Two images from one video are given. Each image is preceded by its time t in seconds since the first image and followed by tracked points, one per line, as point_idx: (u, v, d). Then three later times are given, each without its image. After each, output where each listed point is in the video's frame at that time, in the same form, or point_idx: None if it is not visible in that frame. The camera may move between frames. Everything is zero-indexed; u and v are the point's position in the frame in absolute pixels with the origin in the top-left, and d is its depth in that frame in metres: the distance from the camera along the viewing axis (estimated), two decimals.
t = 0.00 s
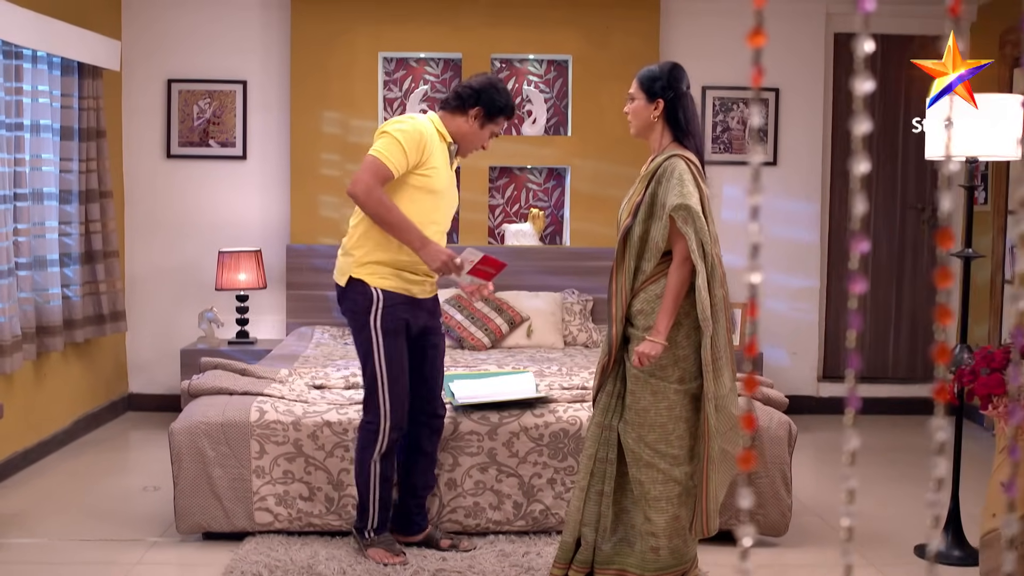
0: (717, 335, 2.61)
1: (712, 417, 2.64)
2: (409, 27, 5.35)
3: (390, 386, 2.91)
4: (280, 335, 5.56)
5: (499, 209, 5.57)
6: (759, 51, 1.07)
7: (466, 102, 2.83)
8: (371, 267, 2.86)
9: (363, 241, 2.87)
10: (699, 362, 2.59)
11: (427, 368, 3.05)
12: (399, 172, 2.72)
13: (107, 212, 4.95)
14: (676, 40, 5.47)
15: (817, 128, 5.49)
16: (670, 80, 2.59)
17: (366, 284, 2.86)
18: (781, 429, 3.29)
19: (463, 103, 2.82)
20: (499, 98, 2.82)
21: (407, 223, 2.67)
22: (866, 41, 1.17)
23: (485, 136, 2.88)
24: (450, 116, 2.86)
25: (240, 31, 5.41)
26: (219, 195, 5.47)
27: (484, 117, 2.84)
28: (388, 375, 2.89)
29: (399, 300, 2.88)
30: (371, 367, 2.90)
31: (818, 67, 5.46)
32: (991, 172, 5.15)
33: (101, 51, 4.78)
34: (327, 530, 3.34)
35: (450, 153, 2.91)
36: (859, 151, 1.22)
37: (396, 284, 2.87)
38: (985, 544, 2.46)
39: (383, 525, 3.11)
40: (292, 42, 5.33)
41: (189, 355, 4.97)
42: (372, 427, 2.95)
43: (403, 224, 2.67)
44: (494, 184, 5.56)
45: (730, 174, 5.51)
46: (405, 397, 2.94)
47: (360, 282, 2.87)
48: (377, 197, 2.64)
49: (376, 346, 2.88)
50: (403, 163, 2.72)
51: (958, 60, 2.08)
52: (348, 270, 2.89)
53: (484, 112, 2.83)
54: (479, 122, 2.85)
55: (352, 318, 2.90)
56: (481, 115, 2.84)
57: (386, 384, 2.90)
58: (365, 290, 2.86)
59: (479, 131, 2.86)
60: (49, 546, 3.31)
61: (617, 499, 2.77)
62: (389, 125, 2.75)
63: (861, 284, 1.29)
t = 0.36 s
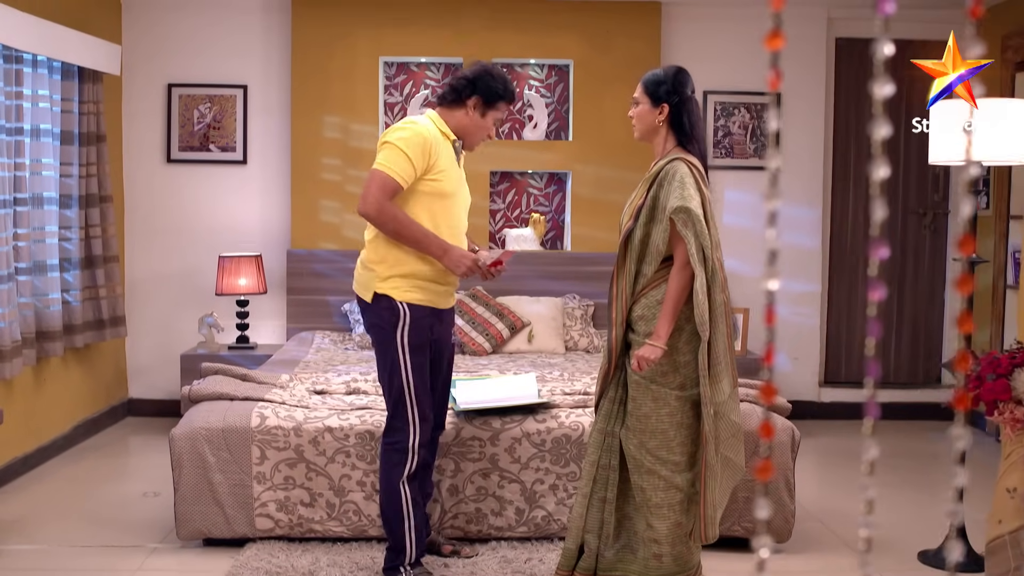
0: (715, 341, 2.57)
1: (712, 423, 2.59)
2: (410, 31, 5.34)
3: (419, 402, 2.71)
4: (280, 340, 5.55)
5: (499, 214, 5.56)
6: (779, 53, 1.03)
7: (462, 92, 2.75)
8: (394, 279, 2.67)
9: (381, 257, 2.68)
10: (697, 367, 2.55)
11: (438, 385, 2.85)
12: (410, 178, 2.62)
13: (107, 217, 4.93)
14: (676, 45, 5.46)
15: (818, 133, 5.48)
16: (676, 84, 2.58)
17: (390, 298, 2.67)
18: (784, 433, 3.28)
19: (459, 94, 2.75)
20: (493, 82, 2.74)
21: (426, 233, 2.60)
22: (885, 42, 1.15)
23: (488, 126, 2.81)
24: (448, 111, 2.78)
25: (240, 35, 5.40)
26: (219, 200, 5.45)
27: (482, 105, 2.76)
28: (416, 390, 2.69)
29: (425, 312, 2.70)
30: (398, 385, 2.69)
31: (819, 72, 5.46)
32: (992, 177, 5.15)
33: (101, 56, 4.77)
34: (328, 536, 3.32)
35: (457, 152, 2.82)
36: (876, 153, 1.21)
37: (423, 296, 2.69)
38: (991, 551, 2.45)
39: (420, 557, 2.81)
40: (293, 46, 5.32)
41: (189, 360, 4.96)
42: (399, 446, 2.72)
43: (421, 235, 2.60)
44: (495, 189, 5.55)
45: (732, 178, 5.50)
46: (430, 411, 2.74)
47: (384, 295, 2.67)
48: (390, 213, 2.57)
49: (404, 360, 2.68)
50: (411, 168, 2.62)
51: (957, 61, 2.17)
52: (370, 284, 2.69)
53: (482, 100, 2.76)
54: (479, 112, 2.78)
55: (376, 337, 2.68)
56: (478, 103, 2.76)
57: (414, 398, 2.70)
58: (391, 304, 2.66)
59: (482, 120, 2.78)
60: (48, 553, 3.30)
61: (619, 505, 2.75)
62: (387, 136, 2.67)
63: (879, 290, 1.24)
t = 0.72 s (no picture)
0: (716, 343, 2.55)
1: (714, 427, 2.58)
2: (411, 33, 5.33)
3: (432, 418, 2.69)
4: (280, 343, 5.54)
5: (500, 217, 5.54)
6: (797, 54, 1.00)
7: (430, 80, 2.66)
8: (422, 289, 2.65)
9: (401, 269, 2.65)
10: (701, 371, 2.54)
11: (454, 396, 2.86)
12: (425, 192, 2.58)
13: (107, 219, 4.92)
14: (677, 48, 5.45)
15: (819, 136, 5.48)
16: (682, 87, 2.57)
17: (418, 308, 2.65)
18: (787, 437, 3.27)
19: (427, 85, 2.66)
20: (452, 56, 2.59)
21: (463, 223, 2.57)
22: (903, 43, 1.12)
23: (468, 101, 2.64)
24: (427, 102, 2.68)
25: (241, 38, 5.39)
26: (219, 203, 5.44)
27: (453, 82, 2.62)
28: (432, 404, 2.68)
29: (452, 321, 2.71)
30: (415, 394, 2.66)
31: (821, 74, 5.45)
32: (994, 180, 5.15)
33: (101, 58, 4.76)
34: (329, 540, 3.31)
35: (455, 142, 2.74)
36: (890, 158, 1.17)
37: (448, 302, 2.69)
38: (996, 556, 2.43)
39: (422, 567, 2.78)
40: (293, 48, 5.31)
41: (189, 363, 4.94)
42: (406, 457, 2.70)
43: (460, 229, 2.57)
44: (495, 192, 5.51)
45: (733, 181, 5.49)
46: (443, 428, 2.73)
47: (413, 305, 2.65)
48: (424, 233, 2.54)
49: (425, 373, 2.65)
50: (422, 181, 2.57)
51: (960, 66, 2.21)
52: (397, 293, 2.65)
53: (449, 79, 2.62)
54: (451, 91, 2.63)
55: (398, 344, 2.65)
56: (448, 81, 2.63)
57: (429, 413, 2.68)
58: (419, 314, 2.64)
59: (456, 96, 2.63)
60: (48, 557, 3.28)
61: (622, 510, 2.73)
62: (383, 158, 2.61)
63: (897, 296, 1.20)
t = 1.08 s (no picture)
0: (722, 347, 2.54)
1: (718, 431, 2.56)
2: (410, 36, 5.32)
3: (436, 422, 2.68)
4: (279, 346, 5.52)
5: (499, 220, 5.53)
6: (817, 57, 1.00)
7: (433, 85, 2.66)
8: (428, 294, 2.63)
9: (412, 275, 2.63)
10: (705, 375, 2.53)
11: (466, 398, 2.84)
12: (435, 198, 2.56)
13: (105, 223, 4.91)
14: (677, 51, 5.44)
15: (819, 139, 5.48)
16: (688, 90, 2.56)
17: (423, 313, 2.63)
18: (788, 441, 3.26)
19: (431, 89, 2.67)
20: (452, 58, 2.58)
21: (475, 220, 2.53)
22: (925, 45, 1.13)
23: (469, 103, 2.61)
24: (432, 107, 2.68)
25: (240, 40, 5.38)
26: (218, 206, 5.43)
27: (452, 83, 2.61)
28: (435, 411, 2.66)
29: (459, 327, 2.68)
30: (417, 400, 2.65)
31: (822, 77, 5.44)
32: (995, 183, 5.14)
33: (100, 60, 4.75)
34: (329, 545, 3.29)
35: (462, 147, 2.74)
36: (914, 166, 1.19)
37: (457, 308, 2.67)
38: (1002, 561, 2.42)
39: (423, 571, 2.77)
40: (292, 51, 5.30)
41: (187, 367, 4.93)
42: (410, 462, 2.68)
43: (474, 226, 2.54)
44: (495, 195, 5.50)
45: (733, 184, 5.48)
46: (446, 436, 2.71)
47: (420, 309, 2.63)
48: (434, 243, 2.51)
49: (429, 378, 2.64)
50: (430, 189, 2.56)
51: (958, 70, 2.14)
52: (404, 297, 2.63)
53: (448, 81, 2.61)
54: (452, 93, 2.62)
55: (404, 348, 2.64)
56: (448, 83, 2.62)
57: (432, 420, 2.67)
58: (425, 319, 2.62)
59: (456, 99, 2.62)
60: (47, 561, 3.27)
61: (624, 515, 2.72)
62: (386, 171, 2.60)
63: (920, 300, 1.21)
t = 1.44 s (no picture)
0: (725, 350, 2.53)
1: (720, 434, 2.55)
2: (408, 38, 5.30)
3: (454, 424, 2.66)
4: (276, 348, 5.50)
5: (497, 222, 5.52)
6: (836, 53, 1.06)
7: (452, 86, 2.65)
8: (444, 293, 2.63)
9: (426, 274, 2.65)
10: (707, 378, 2.52)
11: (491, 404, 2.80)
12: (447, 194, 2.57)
13: (101, 224, 4.88)
14: (675, 52, 5.43)
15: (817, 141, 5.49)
16: (689, 92, 2.55)
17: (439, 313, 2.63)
18: (788, 444, 3.24)
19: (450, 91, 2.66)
20: (469, 61, 2.57)
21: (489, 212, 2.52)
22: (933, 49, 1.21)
23: (487, 106, 2.60)
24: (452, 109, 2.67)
25: (237, 42, 5.36)
26: (215, 207, 5.41)
27: (469, 85, 2.60)
28: (455, 411, 2.65)
29: (479, 328, 2.66)
30: (437, 397, 2.64)
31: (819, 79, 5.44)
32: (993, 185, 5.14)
33: (96, 62, 4.73)
34: (327, 548, 3.28)
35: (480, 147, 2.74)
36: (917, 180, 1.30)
37: (475, 307, 2.65)
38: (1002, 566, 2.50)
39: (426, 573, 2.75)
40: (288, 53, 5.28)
41: (184, 369, 4.91)
42: (428, 461, 2.67)
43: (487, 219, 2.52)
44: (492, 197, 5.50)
45: (731, 186, 5.48)
46: (465, 436, 2.68)
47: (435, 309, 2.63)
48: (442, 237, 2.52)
49: (446, 378, 2.63)
50: (442, 186, 2.57)
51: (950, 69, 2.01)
52: (420, 297, 2.66)
53: (466, 82, 2.60)
54: (469, 95, 2.61)
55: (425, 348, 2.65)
56: (465, 84, 2.61)
57: (452, 419, 2.65)
58: (439, 318, 2.63)
59: (474, 100, 2.60)
60: (43, 565, 3.25)
61: (624, 518, 2.71)
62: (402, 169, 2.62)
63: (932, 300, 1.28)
